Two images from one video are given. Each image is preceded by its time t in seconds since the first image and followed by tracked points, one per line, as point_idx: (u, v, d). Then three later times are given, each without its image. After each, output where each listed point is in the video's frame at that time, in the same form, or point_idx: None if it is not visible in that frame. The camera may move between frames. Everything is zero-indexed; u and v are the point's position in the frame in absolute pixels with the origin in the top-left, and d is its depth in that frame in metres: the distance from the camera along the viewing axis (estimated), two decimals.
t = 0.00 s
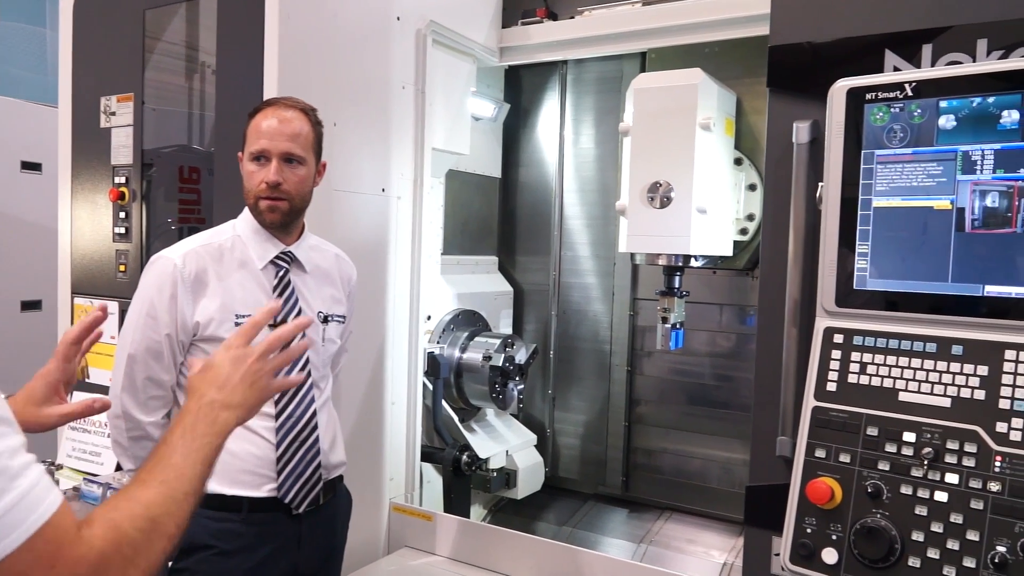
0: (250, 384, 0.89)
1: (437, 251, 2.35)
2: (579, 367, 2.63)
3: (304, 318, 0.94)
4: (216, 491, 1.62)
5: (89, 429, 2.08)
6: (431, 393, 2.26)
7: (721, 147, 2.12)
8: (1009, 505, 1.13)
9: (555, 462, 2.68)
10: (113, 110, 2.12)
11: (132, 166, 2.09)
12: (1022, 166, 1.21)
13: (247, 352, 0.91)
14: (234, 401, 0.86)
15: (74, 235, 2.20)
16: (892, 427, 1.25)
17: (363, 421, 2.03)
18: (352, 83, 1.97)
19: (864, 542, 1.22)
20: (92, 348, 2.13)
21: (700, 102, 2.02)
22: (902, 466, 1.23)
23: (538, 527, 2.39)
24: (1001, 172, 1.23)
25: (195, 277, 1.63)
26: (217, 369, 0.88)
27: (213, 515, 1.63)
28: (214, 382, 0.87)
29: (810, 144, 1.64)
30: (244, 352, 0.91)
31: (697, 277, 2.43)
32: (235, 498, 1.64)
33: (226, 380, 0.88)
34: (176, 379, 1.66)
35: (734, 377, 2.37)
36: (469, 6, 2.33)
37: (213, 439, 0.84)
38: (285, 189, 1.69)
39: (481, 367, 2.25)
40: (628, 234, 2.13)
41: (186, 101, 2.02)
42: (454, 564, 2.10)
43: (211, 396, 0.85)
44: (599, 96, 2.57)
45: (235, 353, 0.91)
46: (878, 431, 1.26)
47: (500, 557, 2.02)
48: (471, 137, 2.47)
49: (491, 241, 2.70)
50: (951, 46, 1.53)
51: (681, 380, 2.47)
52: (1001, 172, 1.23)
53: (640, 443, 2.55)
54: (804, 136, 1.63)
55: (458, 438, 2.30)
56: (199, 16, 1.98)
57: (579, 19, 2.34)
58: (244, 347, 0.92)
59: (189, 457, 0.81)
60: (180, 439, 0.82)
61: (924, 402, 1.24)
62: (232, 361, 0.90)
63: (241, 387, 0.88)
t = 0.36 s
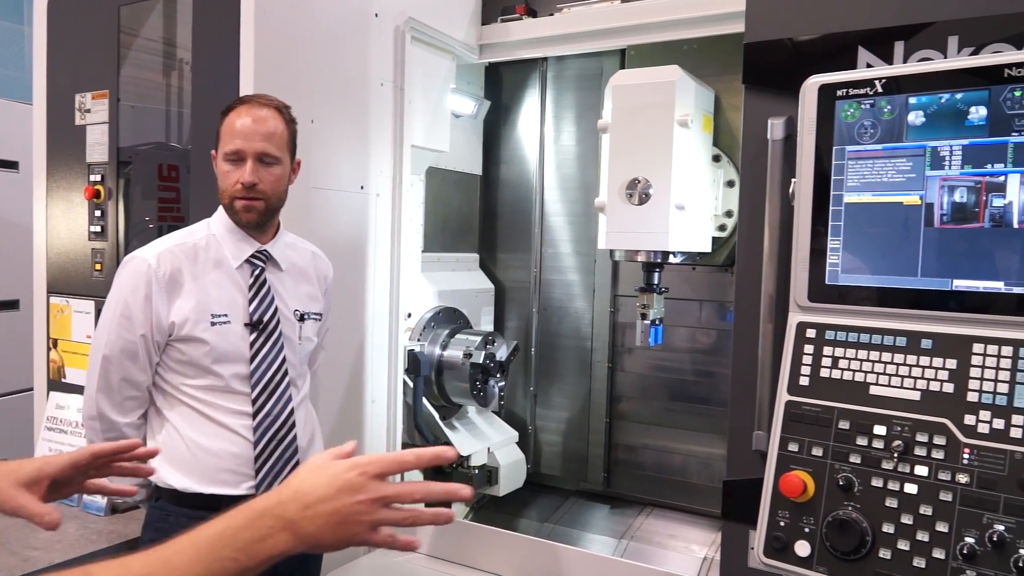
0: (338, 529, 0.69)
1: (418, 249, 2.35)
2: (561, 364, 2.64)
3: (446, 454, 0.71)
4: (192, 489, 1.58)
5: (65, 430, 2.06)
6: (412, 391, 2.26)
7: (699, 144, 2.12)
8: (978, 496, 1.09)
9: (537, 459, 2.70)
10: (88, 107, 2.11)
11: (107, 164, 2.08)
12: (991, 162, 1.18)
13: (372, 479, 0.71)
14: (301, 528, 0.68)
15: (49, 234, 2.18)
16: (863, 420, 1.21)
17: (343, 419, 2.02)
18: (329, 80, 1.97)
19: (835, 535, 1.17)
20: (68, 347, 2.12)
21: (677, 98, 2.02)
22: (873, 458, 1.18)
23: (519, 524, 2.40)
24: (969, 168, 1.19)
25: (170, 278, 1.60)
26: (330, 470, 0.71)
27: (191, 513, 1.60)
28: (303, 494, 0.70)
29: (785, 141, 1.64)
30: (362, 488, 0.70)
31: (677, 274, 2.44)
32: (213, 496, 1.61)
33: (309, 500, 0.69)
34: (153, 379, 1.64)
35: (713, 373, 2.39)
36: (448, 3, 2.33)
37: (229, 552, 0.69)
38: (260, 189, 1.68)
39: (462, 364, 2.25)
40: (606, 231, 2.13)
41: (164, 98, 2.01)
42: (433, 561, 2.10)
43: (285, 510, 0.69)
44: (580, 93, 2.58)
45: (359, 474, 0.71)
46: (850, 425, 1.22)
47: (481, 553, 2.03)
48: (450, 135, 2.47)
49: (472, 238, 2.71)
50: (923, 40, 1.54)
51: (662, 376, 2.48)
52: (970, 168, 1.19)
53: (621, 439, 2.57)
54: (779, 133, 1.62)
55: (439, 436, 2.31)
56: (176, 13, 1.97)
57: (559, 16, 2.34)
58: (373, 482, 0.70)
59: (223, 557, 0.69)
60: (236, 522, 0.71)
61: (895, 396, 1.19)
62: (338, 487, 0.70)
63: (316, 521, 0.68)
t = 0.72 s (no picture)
0: (264, 480, 0.82)
1: (397, 245, 2.35)
2: (542, 359, 2.65)
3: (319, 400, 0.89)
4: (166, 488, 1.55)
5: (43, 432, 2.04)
6: (392, 387, 2.24)
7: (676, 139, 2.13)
8: (948, 485, 1.09)
9: (520, 455, 2.71)
10: (61, 105, 2.09)
11: (81, 162, 2.06)
12: (959, 153, 1.17)
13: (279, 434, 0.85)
14: (230, 485, 0.80)
15: (24, 234, 2.17)
16: (836, 410, 1.20)
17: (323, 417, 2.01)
18: (304, 77, 1.95)
19: (809, 525, 1.16)
20: (44, 347, 2.10)
21: (654, 93, 2.02)
22: (845, 449, 1.18)
23: (502, 519, 2.42)
24: (937, 159, 1.18)
25: (144, 276, 1.57)
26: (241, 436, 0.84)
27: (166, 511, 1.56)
28: (226, 456, 0.82)
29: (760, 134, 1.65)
30: (278, 444, 0.84)
31: (657, 268, 2.45)
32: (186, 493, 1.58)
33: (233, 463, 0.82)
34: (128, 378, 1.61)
35: (693, 366, 2.40)
36: None
37: (179, 521, 0.79)
38: (238, 190, 1.65)
39: (443, 361, 2.26)
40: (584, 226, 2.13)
41: (139, 96, 1.99)
42: (416, 558, 2.10)
43: (216, 474, 0.81)
44: (559, 88, 2.59)
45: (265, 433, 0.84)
46: (823, 415, 1.21)
47: (462, 548, 2.02)
48: (429, 130, 2.47)
49: (453, 234, 2.72)
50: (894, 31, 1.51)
51: (645, 370, 2.49)
52: (937, 159, 1.18)
53: (603, 433, 2.58)
54: (753, 126, 1.59)
55: (420, 432, 2.30)
56: (150, 9, 1.96)
57: (536, 11, 2.34)
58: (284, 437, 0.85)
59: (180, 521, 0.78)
60: (173, 493, 0.81)
61: (866, 386, 1.18)
62: (255, 445, 0.83)
63: (243, 477, 0.81)
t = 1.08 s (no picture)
0: (172, 524, 0.77)
1: (377, 243, 2.35)
2: (524, 356, 2.66)
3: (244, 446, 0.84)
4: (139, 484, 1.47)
5: (17, 432, 2.02)
6: (373, 386, 2.25)
7: (655, 136, 2.13)
8: (919, 478, 1.08)
9: (501, 452, 2.71)
10: (33, 102, 2.06)
11: (54, 160, 2.04)
12: (929, 149, 1.16)
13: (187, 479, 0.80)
14: (138, 528, 0.76)
15: None
16: (809, 406, 1.19)
17: (302, 415, 1.99)
18: (280, 74, 1.94)
19: (783, 518, 1.16)
20: (18, 348, 2.08)
21: (632, 90, 2.02)
22: (819, 443, 1.17)
23: (484, 517, 2.42)
24: (907, 155, 1.17)
25: (125, 271, 1.49)
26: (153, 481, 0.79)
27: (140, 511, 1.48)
28: (133, 499, 0.78)
29: (735, 131, 1.57)
30: (183, 485, 0.79)
31: (637, 265, 2.46)
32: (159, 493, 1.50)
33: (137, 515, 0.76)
34: (107, 374, 1.53)
35: (673, 362, 2.42)
36: None
37: (89, 560, 0.74)
38: (220, 180, 1.59)
39: (423, 359, 2.25)
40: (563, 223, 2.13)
41: (115, 93, 1.99)
42: (398, 557, 2.09)
43: (122, 515, 0.76)
44: (539, 86, 2.61)
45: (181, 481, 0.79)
46: (796, 410, 1.19)
47: (443, 546, 2.02)
48: (408, 127, 2.46)
49: (433, 232, 2.72)
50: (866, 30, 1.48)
51: (627, 367, 2.50)
52: (908, 156, 1.18)
53: (584, 430, 2.59)
54: (729, 122, 1.56)
55: (400, 430, 2.30)
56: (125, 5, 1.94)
57: (515, 8, 2.34)
58: (188, 480, 0.80)
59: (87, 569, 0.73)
60: (84, 536, 0.76)
61: (839, 381, 1.17)
62: (161, 488, 0.78)
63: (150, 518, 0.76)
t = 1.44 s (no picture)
0: (147, 504, 0.87)
1: (361, 240, 2.34)
2: (509, 352, 2.66)
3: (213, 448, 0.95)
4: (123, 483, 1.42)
5: None
6: (357, 383, 2.24)
7: (637, 131, 2.13)
8: (897, 470, 1.08)
9: (487, 449, 2.72)
10: (11, 99, 2.04)
11: (32, 157, 2.01)
12: (906, 144, 1.16)
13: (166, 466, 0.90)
14: (119, 505, 0.86)
15: None
16: (789, 400, 1.19)
17: (286, 413, 1.97)
18: (261, 70, 1.92)
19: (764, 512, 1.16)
20: None
21: (615, 86, 2.02)
22: (799, 437, 1.17)
23: (470, 513, 2.43)
24: (885, 151, 1.17)
25: (113, 269, 1.44)
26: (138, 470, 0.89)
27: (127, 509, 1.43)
28: (119, 480, 0.88)
29: (717, 127, 1.56)
30: (173, 469, 0.90)
31: (621, 261, 2.46)
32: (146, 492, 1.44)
33: (102, 504, 0.86)
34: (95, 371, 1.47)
35: (658, 357, 2.42)
36: None
37: (68, 527, 0.84)
38: (210, 179, 1.53)
39: (407, 356, 2.25)
40: (547, 218, 2.12)
41: (95, 89, 1.95)
42: (384, 555, 2.08)
43: (106, 493, 0.87)
44: (523, 82, 2.61)
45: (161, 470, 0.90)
46: (776, 404, 1.20)
47: (429, 543, 2.02)
48: (391, 124, 2.45)
49: (417, 229, 2.72)
50: (846, 26, 1.48)
51: (613, 363, 2.50)
52: (886, 151, 1.17)
53: (569, 426, 2.59)
54: (710, 118, 1.55)
55: (385, 427, 2.30)
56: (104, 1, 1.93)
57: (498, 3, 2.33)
58: (178, 466, 0.90)
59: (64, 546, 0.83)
60: (70, 503, 0.87)
61: (818, 374, 1.18)
62: (149, 468, 0.89)
63: (129, 496, 0.86)
